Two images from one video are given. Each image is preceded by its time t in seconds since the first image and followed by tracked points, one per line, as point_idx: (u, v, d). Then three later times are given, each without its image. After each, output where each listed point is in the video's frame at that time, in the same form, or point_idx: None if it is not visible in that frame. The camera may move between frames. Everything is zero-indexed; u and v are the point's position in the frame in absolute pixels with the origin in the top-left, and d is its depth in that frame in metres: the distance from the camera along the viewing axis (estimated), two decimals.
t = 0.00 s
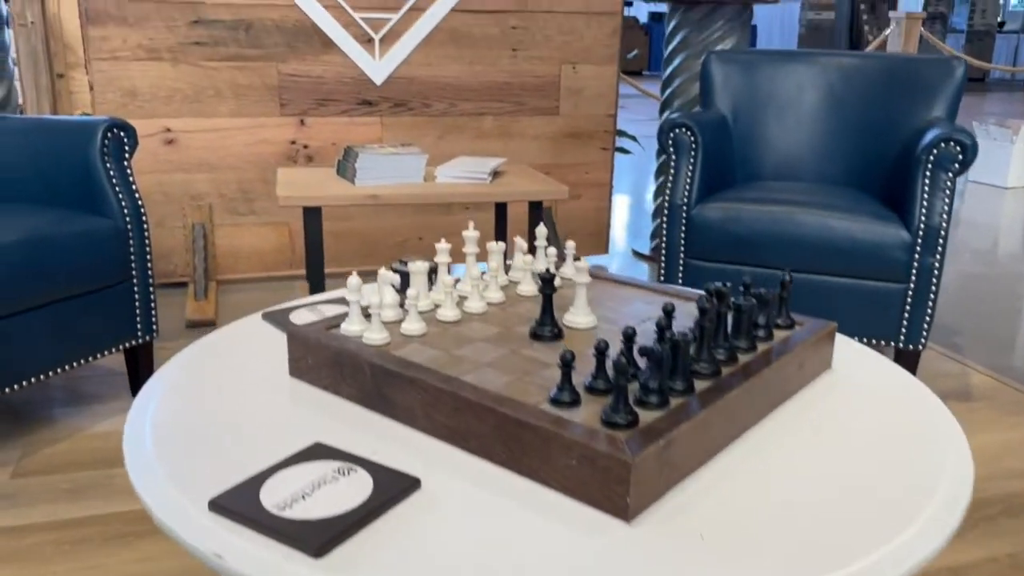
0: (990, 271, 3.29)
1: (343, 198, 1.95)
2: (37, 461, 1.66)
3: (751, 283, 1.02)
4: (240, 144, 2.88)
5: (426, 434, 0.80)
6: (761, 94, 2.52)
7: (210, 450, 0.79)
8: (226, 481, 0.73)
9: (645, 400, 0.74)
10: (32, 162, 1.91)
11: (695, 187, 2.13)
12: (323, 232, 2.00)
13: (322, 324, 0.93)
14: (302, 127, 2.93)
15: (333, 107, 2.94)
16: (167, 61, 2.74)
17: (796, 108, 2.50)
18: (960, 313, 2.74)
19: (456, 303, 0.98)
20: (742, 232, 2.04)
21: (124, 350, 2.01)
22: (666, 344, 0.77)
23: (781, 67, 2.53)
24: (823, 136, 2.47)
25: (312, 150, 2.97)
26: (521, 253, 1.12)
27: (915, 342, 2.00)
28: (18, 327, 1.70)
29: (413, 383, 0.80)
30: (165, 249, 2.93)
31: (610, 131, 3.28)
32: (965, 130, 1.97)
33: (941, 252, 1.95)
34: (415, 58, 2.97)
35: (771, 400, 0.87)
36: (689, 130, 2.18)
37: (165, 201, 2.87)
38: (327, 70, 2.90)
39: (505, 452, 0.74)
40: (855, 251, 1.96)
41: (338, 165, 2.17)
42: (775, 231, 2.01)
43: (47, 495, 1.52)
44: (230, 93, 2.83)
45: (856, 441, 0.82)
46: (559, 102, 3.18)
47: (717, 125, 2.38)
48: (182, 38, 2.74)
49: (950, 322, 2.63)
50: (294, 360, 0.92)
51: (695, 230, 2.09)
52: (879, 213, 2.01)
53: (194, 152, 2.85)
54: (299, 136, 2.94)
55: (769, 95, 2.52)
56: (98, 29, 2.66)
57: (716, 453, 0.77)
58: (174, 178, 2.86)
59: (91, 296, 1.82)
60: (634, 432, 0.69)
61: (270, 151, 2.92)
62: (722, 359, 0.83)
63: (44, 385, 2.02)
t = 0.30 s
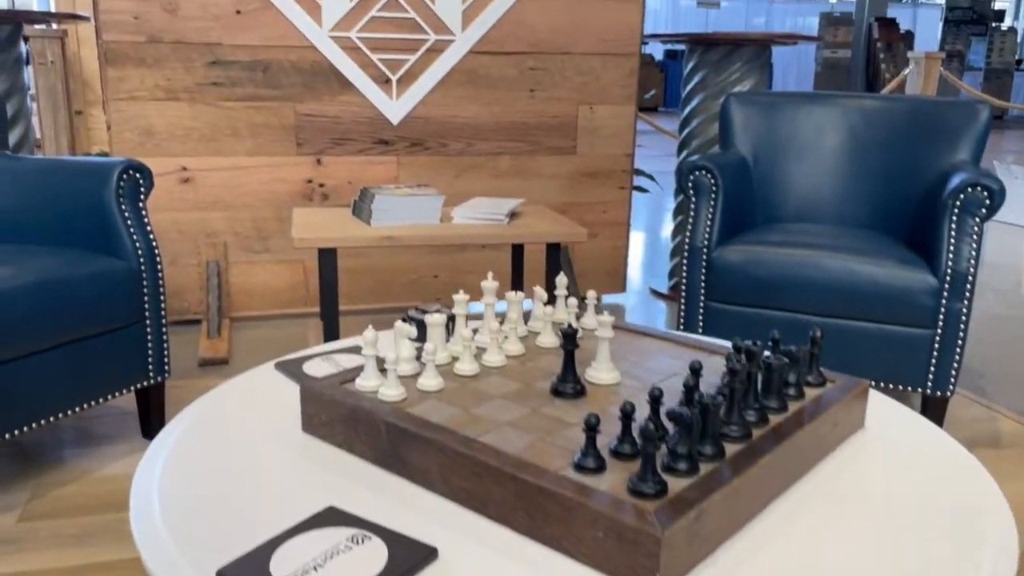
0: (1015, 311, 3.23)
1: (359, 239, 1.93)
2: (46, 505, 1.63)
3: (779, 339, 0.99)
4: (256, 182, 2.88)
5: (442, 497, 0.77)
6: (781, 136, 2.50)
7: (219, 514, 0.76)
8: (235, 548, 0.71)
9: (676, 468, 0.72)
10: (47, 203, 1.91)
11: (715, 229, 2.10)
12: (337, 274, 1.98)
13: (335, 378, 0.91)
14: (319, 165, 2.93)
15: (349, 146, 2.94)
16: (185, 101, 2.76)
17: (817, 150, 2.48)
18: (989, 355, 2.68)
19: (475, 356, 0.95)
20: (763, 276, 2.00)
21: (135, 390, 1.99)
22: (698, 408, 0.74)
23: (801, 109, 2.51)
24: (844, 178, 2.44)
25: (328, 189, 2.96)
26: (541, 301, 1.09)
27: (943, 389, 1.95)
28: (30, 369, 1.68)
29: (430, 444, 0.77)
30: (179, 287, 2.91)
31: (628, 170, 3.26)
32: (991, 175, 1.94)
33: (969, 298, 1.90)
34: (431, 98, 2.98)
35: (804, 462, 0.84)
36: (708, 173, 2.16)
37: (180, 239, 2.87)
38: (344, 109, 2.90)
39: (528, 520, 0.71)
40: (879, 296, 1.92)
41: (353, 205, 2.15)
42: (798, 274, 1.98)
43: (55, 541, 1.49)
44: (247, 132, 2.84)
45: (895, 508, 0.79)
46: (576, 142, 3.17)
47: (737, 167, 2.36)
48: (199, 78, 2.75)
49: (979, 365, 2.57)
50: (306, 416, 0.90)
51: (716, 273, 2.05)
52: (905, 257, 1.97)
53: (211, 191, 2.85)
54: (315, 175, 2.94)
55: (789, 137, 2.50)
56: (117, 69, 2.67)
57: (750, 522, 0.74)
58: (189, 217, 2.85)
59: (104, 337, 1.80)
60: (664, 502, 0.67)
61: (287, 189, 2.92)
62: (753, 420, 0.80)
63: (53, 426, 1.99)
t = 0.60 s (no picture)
0: None
1: (372, 279, 1.92)
2: (53, 549, 1.60)
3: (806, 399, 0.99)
4: (269, 217, 2.88)
5: (459, 565, 0.76)
6: (798, 175, 2.49)
7: None
8: None
9: (706, 539, 0.71)
10: (61, 241, 1.90)
11: (733, 269, 2.08)
12: (349, 314, 1.96)
13: (350, 436, 0.90)
14: (332, 201, 2.93)
15: (362, 181, 2.94)
16: (199, 136, 2.76)
17: (834, 190, 2.47)
18: (1013, 396, 2.63)
19: (493, 412, 0.93)
20: (782, 318, 1.98)
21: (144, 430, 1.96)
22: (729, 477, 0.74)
23: (817, 147, 2.50)
24: (862, 218, 2.43)
25: (340, 224, 2.95)
26: (559, 353, 1.07)
27: (968, 436, 1.91)
28: (39, 410, 1.66)
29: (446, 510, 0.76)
30: (189, 322, 2.89)
31: (642, 206, 3.25)
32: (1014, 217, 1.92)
33: (993, 343, 1.87)
34: (445, 133, 2.97)
35: (833, 528, 0.83)
36: (725, 213, 2.14)
37: (192, 274, 2.85)
38: (357, 145, 2.90)
39: None
40: (901, 339, 1.90)
41: (366, 243, 2.14)
42: (818, 316, 1.95)
43: None
44: (260, 167, 2.83)
45: None
46: (589, 178, 3.15)
47: (754, 205, 2.34)
48: (213, 113, 2.75)
49: (1003, 407, 2.53)
50: (320, 475, 0.89)
51: (733, 314, 2.03)
52: (928, 299, 1.95)
53: (223, 226, 2.84)
54: (328, 210, 2.93)
55: (807, 176, 2.49)
56: (132, 105, 2.68)
57: None
58: (202, 252, 2.84)
59: (113, 377, 1.78)
60: None
61: (300, 224, 2.91)
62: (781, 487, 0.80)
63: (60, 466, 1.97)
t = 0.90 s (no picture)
0: None
1: (383, 314, 1.90)
2: None
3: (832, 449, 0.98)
4: (278, 249, 2.87)
5: None
6: (811, 209, 2.48)
7: None
8: None
9: None
10: (69, 274, 1.89)
11: (747, 304, 2.07)
12: (359, 350, 1.94)
13: (363, 487, 0.88)
14: (341, 232, 2.92)
15: (372, 213, 2.93)
16: (209, 167, 2.76)
17: (848, 225, 2.46)
18: None
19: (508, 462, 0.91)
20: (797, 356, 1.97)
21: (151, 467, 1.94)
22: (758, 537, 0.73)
23: (830, 181, 2.50)
24: (876, 254, 2.42)
25: (350, 255, 2.94)
26: (576, 398, 1.06)
27: (989, 477, 1.89)
28: (46, 448, 1.63)
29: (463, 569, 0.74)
30: (197, 353, 2.87)
31: (652, 238, 3.23)
32: None
33: (1013, 381, 1.85)
34: (455, 164, 2.97)
35: None
36: (739, 248, 2.12)
37: (201, 306, 2.84)
38: (367, 176, 2.90)
39: None
40: (920, 377, 1.88)
41: (376, 277, 2.12)
42: (835, 353, 1.94)
43: None
44: (270, 199, 2.83)
45: None
46: (599, 209, 3.14)
47: (767, 240, 2.33)
48: (224, 145, 2.76)
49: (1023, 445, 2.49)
50: (331, 527, 0.87)
51: (749, 350, 2.02)
52: (946, 336, 1.93)
53: (232, 257, 2.83)
54: (337, 241, 2.92)
55: (820, 210, 2.48)
56: (143, 137, 2.68)
57: None
58: (211, 283, 2.83)
59: (120, 414, 1.76)
60: None
61: (309, 255, 2.90)
62: (810, 544, 0.80)
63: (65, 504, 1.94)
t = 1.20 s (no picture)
0: None
1: (391, 346, 1.88)
2: None
3: (854, 492, 0.97)
4: (284, 278, 2.86)
5: None
6: (822, 239, 2.47)
7: None
8: None
9: None
10: (75, 305, 1.88)
11: (758, 336, 2.04)
12: (367, 381, 1.92)
13: (375, 533, 0.88)
14: (348, 261, 2.91)
15: (379, 241, 2.92)
16: (217, 197, 2.76)
17: (858, 255, 2.45)
18: None
19: (523, 507, 0.92)
20: (810, 388, 1.94)
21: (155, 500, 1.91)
22: None
23: (839, 210, 2.49)
24: (888, 284, 2.41)
25: (356, 284, 2.93)
26: (591, 440, 1.07)
27: (1007, 513, 1.85)
28: (50, 483, 1.61)
29: None
30: (203, 383, 2.86)
31: (660, 266, 3.21)
32: None
33: None
34: (462, 193, 2.97)
35: None
36: (750, 278, 2.11)
37: (207, 335, 2.82)
38: (375, 204, 2.89)
39: None
40: (934, 411, 1.85)
41: (384, 307, 2.11)
42: (848, 386, 1.92)
43: None
44: (277, 228, 2.83)
45: None
46: (607, 237, 3.13)
47: (778, 270, 2.31)
48: (232, 173, 2.76)
49: None
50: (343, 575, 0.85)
51: (760, 382, 2.00)
52: (960, 370, 1.91)
53: (239, 286, 2.82)
54: (344, 270, 2.91)
55: (830, 240, 2.47)
56: (151, 166, 2.68)
57: None
58: (218, 312, 2.82)
59: (125, 447, 1.74)
60: None
61: (316, 284, 2.89)
62: None
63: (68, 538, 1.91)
